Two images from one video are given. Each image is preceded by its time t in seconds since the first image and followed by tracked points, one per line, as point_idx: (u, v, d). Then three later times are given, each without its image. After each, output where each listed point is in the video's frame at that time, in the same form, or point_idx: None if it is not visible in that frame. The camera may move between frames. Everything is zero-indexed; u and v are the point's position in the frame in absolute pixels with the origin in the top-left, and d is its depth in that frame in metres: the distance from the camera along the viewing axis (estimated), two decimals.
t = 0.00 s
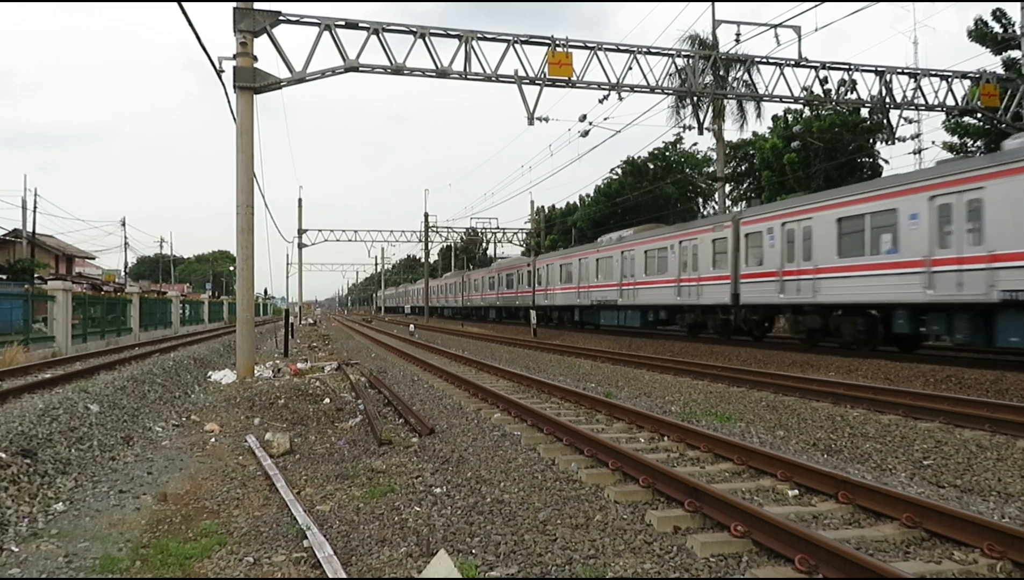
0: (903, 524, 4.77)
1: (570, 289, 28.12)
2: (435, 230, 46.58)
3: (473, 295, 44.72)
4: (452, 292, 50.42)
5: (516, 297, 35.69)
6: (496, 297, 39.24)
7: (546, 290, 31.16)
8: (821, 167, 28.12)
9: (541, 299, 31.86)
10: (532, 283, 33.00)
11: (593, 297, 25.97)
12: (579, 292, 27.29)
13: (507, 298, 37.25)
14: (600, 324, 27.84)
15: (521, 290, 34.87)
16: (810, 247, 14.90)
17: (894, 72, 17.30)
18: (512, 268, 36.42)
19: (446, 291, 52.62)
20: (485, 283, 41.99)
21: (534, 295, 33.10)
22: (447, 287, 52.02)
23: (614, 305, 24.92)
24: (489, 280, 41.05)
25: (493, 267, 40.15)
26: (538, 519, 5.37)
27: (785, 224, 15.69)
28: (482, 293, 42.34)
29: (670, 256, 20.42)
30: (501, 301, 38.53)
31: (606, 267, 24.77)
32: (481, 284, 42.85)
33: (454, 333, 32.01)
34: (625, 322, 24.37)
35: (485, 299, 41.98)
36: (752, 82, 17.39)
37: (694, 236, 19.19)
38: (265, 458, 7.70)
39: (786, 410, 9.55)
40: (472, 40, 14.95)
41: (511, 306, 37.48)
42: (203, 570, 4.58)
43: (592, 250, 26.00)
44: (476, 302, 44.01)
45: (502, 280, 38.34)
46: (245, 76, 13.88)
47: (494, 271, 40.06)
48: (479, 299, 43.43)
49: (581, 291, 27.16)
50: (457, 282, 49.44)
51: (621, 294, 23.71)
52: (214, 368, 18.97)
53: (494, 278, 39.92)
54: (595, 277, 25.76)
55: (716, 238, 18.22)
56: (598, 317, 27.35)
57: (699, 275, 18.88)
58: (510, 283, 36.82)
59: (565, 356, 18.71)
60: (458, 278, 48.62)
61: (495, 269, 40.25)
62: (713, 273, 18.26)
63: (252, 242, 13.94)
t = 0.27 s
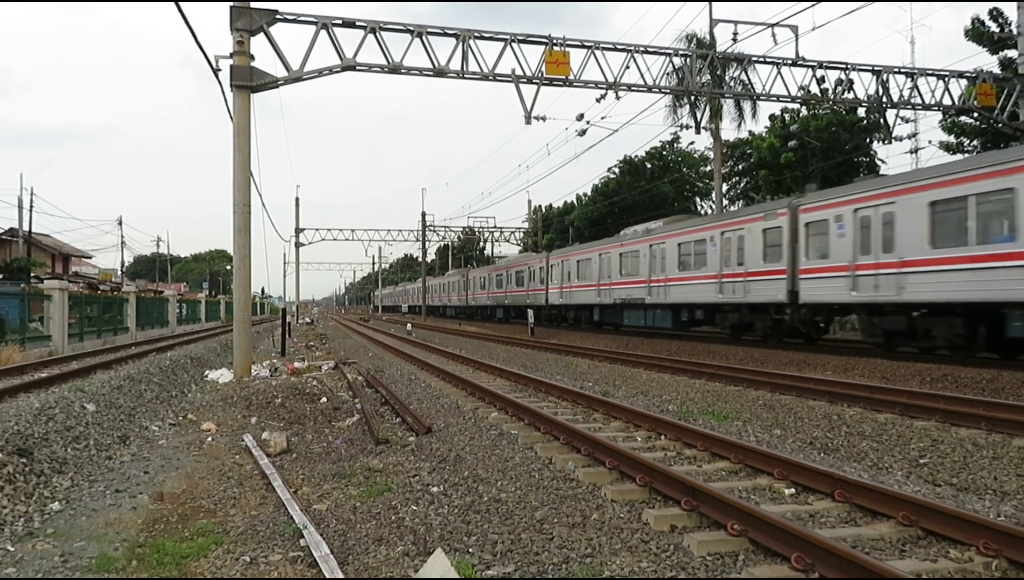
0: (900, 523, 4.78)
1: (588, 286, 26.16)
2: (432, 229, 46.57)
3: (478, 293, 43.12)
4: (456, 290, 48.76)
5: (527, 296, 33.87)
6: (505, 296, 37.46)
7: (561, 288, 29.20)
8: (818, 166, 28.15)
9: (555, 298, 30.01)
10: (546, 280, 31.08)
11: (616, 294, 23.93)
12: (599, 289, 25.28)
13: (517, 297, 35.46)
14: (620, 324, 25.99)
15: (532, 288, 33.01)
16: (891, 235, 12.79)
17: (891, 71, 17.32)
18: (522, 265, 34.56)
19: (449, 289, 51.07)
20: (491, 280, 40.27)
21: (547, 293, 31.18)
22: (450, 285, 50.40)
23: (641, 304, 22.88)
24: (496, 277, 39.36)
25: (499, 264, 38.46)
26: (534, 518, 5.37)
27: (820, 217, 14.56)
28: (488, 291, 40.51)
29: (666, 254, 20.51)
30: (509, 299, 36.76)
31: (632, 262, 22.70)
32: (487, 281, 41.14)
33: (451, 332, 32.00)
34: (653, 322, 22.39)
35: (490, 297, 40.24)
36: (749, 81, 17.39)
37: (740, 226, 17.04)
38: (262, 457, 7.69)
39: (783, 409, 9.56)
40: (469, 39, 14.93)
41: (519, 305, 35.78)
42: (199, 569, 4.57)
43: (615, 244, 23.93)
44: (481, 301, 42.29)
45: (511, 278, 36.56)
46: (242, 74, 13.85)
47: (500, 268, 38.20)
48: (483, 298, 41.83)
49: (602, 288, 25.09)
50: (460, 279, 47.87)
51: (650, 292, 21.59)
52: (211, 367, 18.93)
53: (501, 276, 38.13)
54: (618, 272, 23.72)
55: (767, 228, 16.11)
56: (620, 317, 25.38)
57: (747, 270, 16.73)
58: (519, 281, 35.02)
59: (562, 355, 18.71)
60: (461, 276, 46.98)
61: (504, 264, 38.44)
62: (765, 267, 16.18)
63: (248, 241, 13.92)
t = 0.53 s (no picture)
0: (896, 521, 4.79)
1: (612, 283, 23.97)
2: (430, 227, 46.55)
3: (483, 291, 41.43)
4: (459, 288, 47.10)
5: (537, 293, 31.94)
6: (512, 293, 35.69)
7: (579, 284, 27.06)
8: (815, 165, 28.16)
9: (572, 295, 27.82)
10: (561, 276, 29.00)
11: (645, 292, 21.76)
12: (624, 286, 23.13)
13: (526, 294, 33.56)
14: (646, 325, 23.85)
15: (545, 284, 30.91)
16: (943, 227, 11.69)
17: (888, 70, 17.33)
18: (533, 261, 32.59)
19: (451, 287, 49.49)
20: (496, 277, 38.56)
21: (562, 290, 29.08)
22: (453, 283, 48.86)
23: (674, 302, 20.71)
24: (502, 274, 37.68)
25: (506, 261, 36.71)
26: (531, 517, 5.37)
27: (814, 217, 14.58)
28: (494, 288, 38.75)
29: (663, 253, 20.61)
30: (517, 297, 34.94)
31: (665, 255, 20.51)
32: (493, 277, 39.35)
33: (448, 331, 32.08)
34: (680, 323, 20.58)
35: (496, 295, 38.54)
36: (747, 80, 17.39)
37: (800, 214, 14.94)
38: (259, 456, 7.68)
39: (780, 408, 9.57)
40: (467, 38, 14.91)
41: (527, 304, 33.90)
42: (196, 568, 4.57)
43: (645, 236, 21.80)
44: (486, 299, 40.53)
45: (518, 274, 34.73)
46: (239, 73, 13.82)
47: (507, 264, 36.42)
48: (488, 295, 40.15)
49: (628, 285, 22.88)
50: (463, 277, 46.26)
51: (686, 288, 19.44)
52: (208, 365, 18.90)
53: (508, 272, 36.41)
54: (648, 267, 21.55)
55: (836, 215, 13.96)
56: (646, 316, 23.19)
57: (809, 264, 14.64)
58: (528, 278, 33.20)
59: (559, 354, 18.70)
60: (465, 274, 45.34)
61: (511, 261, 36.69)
62: (832, 260, 14.05)
63: (246, 239, 13.89)
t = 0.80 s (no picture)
0: (893, 521, 4.79)
1: (640, 280, 21.83)
2: (428, 226, 46.51)
3: (491, 290, 39.57)
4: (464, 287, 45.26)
5: (551, 292, 29.92)
6: (522, 292, 33.79)
7: (600, 282, 24.88)
8: (813, 164, 28.19)
9: (592, 294, 25.66)
10: (578, 274, 26.90)
11: (681, 290, 19.64)
12: (654, 284, 21.00)
13: (538, 293, 31.53)
14: (678, 326, 21.71)
15: (561, 282, 28.76)
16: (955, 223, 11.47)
17: (886, 69, 17.34)
18: (546, 257, 30.51)
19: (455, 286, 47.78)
20: (505, 275, 36.70)
21: (580, 288, 26.93)
22: (457, 282, 47.06)
23: (716, 301, 18.55)
24: (511, 272, 35.88)
25: (515, 258, 34.80)
26: (529, 516, 5.37)
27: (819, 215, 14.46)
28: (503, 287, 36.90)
29: (660, 252, 20.67)
30: (527, 295, 33.00)
31: (704, 248, 18.46)
32: (501, 275, 37.42)
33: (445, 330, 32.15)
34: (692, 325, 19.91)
35: (505, 295, 36.72)
36: (745, 79, 17.40)
37: (879, 198, 12.93)
38: (257, 455, 7.68)
39: (778, 407, 9.58)
40: (465, 37, 14.91)
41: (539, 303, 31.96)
42: (194, 567, 4.56)
43: (680, 228, 19.73)
44: (495, 299, 38.65)
45: (529, 271, 32.77)
46: (237, 72, 13.81)
47: (517, 262, 34.51)
48: (496, 294, 38.30)
49: (660, 282, 20.75)
50: (468, 276, 44.43)
51: (732, 285, 17.32)
52: (206, 364, 18.88)
53: (517, 270, 34.53)
54: (684, 263, 19.47)
55: (929, 198, 11.95)
56: (679, 316, 21.04)
57: (893, 257, 12.66)
58: (540, 275, 31.24)
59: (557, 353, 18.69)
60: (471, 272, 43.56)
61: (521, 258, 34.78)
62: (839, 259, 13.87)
63: (243, 239, 13.88)
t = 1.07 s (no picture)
0: (892, 520, 4.79)
1: (677, 278, 19.62)
2: (427, 226, 46.46)
3: (499, 288, 37.77)
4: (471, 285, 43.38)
5: (568, 291, 27.97)
6: (535, 290, 31.92)
7: (626, 281, 22.75)
8: (812, 164, 28.22)
9: (617, 294, 23.53)
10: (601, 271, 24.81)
11: (726, 288, 17.52)
12: (693, 282, 18.89)
13: (553, 292, 29.59)
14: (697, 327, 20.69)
15: (581, 280, 26.70)
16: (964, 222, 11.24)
17: (885, 69, 17.35)
18: (564, 254, 28.52)
19: (461, 285, 46.03)
20: (515, 273, 34.87)
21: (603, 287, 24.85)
22: (463, 280, 45.26)
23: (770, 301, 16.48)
24: (521, 270, 34.02)
25: (527, 255, 32.92)
26: (528, 515, 5.37)
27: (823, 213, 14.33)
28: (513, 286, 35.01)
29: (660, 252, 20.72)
30: (540, 294, 31.10)
31: (756, 241, 16.31)
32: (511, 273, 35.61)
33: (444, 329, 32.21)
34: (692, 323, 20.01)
35: (515, 294, 34.92)
36: (743, 79, 17.41)
37: (938, 186, 11.64)
38: (255, 454, 7.66)
39: (776, 406, 9.59)
40: (463, 36, 14.90)
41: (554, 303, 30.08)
42: (192, 566, 4.56)
43: (725, 218, 17.57)
44: (504, 298, 36.75)
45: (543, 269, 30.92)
46: (236, 71, 13.79)
47: (529, 259, 32.66)
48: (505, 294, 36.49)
49: (699, 280, 18.63)
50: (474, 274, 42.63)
51: (792, 283, 15.17)
52: (204, 364, 18.87)
53: (529, 268, 32.69)
54: (730, 257, 17.32)
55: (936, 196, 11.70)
56: (722, 318, 18.94)
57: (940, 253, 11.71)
58: (556, 273, 29.30)
59: (556, 352, 18.69)
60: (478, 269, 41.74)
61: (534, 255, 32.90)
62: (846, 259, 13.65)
63: (242, 238, 13.86)
